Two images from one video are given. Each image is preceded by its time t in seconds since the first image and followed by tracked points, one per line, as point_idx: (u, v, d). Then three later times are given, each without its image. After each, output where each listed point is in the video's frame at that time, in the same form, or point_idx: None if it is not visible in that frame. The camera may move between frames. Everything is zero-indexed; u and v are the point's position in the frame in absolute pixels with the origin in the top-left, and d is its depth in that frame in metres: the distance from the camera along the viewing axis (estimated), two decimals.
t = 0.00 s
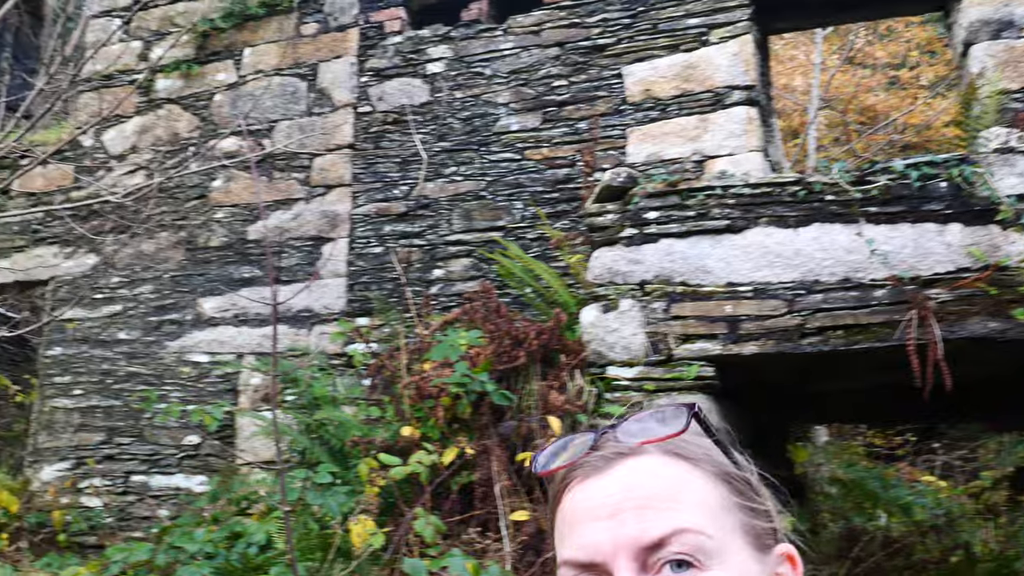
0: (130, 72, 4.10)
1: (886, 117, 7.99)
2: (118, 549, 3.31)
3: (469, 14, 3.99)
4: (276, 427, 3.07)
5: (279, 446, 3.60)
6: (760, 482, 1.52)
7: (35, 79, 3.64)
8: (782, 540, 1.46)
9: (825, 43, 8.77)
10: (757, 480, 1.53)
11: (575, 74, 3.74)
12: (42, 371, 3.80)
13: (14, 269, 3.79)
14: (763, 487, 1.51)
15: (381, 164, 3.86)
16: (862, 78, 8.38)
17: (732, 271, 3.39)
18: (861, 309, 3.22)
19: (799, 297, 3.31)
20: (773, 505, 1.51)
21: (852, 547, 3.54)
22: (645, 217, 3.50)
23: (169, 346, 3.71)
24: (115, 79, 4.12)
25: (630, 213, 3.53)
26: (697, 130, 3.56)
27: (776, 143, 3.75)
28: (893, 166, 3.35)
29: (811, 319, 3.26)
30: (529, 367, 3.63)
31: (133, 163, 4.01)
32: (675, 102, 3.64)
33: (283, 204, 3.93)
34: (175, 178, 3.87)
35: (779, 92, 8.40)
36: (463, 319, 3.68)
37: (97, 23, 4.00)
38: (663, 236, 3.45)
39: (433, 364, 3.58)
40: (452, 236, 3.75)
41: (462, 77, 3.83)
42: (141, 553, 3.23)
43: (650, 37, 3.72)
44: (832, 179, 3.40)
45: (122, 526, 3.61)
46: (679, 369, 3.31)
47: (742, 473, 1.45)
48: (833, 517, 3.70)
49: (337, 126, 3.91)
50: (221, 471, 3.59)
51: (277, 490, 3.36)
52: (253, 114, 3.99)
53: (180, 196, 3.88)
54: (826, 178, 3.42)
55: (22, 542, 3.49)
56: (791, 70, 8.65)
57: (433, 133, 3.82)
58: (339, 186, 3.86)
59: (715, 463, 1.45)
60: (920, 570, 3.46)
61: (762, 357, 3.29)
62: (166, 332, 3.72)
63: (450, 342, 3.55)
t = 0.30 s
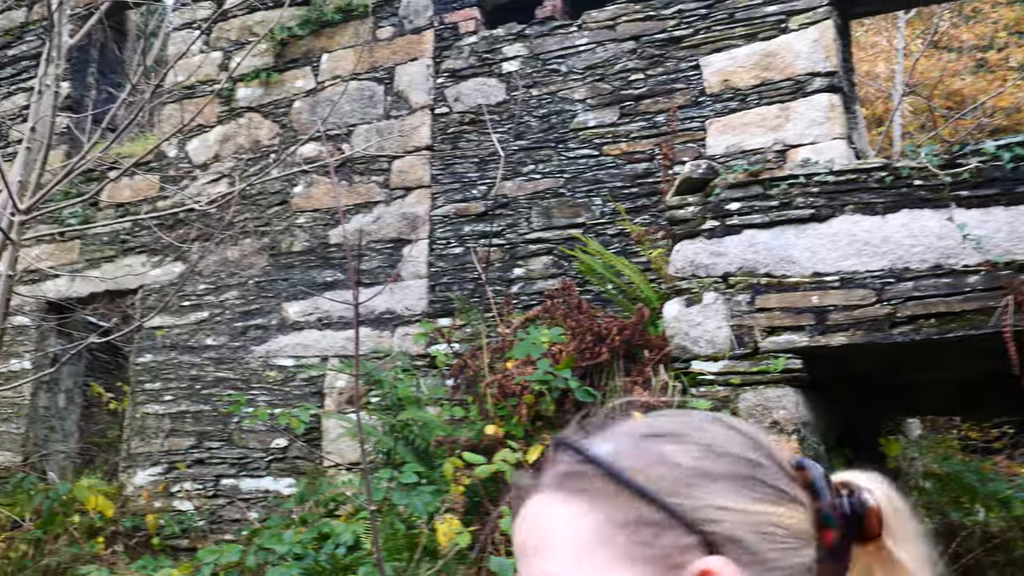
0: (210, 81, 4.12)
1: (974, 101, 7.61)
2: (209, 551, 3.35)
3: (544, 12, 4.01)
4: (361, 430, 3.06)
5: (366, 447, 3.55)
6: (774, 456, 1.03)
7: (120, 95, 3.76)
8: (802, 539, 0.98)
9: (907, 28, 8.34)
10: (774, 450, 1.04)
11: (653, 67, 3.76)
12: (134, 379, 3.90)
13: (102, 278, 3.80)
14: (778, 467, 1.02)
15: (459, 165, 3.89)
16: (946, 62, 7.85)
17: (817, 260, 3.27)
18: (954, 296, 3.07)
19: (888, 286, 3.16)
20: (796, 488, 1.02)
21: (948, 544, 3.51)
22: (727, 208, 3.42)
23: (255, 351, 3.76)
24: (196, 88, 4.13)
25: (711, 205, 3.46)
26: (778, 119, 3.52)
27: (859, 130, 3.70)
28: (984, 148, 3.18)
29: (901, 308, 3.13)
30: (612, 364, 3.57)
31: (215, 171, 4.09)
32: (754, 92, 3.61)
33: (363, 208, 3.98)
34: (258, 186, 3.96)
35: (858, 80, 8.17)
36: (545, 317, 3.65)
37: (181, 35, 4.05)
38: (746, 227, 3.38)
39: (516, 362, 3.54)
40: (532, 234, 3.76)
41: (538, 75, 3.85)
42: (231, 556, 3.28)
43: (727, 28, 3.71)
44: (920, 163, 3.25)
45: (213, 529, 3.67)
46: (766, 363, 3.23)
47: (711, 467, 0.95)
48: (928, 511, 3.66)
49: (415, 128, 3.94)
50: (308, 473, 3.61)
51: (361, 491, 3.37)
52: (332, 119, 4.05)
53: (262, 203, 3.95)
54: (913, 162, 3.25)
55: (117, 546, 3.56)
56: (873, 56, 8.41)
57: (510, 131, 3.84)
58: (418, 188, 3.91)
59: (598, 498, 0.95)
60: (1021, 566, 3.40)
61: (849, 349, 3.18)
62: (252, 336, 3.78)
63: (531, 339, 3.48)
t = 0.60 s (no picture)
0: (264, 90, 4.18)
1: None
2: (268, 553, 3.38)
3: (593, 12, 4.02)
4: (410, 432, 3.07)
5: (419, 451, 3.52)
6: (543, 470, 1.06)
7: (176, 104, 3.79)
8: (566, 549, 0.99)
9: (964, 18, 8.17)
10: (551, 458, 1.07)
11: (703, 65, 3.75)
12: (193, 384, 3.96)
13: (161, 285, 3.86)
14: (546, 483, 1.04)
15: (510, 167, 3.90)
16: (1006, 52, 7.69)
17: (874, 256, 3.20)
18: (1015, 291, 2.96)
19: (946, 282, 3.07)
20: (568, 495, 1.03)
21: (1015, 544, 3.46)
22: (781, 206, 3.38)
23: (311, 356, 3.80)
24: (250, 97, 4.19)
25: (764, 203, 3.42)
26: (831, 115, 3.48)
27: (915, 124, 3.65)
28: None
29: (960, 304, 3.03)
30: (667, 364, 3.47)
31: (270, 178, 4.14)
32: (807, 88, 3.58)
33: (416, 212, 4.01)
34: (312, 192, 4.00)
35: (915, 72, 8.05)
36: (598, 318, 3.63)
37: (234, 45, 4.15)
38: (800, 224, 3.32)
39: (570, 364, 3.51)
40: (585, 235, 3.76)
41: (589, 76, 3.86)
42: (289, 559, 3.31)
43: (779, 24, 3.68)
44: (978, 156, 3.14)
45: (272, 532, 3.69)
46: (822, 361, 3.19)
47: (467, 508, 1.06)
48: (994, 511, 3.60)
49: (466, 131, 3.96)
50: (364, 476, 3.61)
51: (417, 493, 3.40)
52: (384, 124, 4.08)
53: (316, 209, 4.00)
54: (971, 155, 3.16)
55: (178, 550, 3.61)
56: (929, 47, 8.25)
57: (562, 133, 3.85)
58: (470, 191, 3.92)
59: (401, 556, 1.16)
60: None
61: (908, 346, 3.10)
62: (308, 341, 3.83)
63: (585, 340, 3.47)
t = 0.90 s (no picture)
0: (308, 94, 4.22)
1: None
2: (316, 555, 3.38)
3: (635, 12, 4.01)
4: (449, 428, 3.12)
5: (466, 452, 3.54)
6: (443, 486, 1.27)
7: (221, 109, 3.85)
8: (458, 554, 1.17)
9: (1012, 10, 8.00)
10: (451, 476, 1.29)
11: (747, 63, 3.73)
12: (241, 387, 4.00)
13: (209, 289, 3.90)
14: (445, 498, 1.24)
15: (553, 168, 3.91)
16: None
17: (923, 253, 3.15)
18: None
19: (997, 279, 3.01)
20: (467, 505, 1.23)
21: None
22: (827, 203, 3.34)
23: (357, 358, 3.83)
24: (294, 102, 4.23)
25: (810, 200, 3.38)
26: (877, 110, 3.42)
27: (964, 118, 3.58)
28: None
29: (1012, 300, 2.96)
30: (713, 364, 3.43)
31: (315, 182, 4.18)
32: (852, 84, 3.53)
33: (460, 213, 4.03)
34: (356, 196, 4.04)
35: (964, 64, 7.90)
36: (643, 318, 3.60)
37: (278, 51, 4.20)
38: (847, 222, 3.28)
39: (616, 364, 3.49)
40: (629, 235, 3.75)
41: (631, 75, 3.86)
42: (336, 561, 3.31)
43: (823, 20, 3.65)
44: None
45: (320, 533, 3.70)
46: (871, 359, 3.15)
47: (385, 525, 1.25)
48: None
49: (508, 133, 3.97)
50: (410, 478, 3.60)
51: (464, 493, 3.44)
52: (427, 127, 4.10)
53: (361, 212, 4.04)
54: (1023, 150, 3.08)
55: (228, 551, 3.64)
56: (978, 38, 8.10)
57: (604, 133, 3.84)
58: (514, 192, 3.93)
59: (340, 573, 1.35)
60: None
61: (959, 344, 3.05)
62: (354, 343, 3.85)
63: (631, 341, 3.45)
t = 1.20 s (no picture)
0: (346, 97, 4.23)
1: None
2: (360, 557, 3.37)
3: (672, 9, 3.98)
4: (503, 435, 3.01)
5: (510, 452, 3.57)
6: (398, 509, 1.25)
7: (261, 113, 3.86)
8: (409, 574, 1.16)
9: None
10: (402, 500, 1.27)
11: (787, 59, 3.70)
12: (283, 389, 4.03)
13: (251, 292, 3.93)
14: (397, 520, 1.23)
15: (593, 167, 3.89)
16: None
17: (970, 249, 3.06)
18: None
19: None
20: (416, 527, 1.22)
21: None
22: (871, 199, 3.26)
23: (398, 359, 3.85)
24: (333, 105, 4.25)
25: (855, 196, 3.30)
26: (920, 104, 3.35)
27: (1010, 110, 3.50)
28: None
29: None
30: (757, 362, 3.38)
31: (354, 184, 4.20)
32: (893, 77, 3.45)
33: (499, 214, 4.03)
34: (396, 197, 4.06)
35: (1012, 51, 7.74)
36: (686, 317, 3.57)
37: (316, 54, 4.23)
38: (892, 217, 3.20)
39: (659, 363, 3.46)
40: (669, 233, 3.73)
41: (670, 73, 3.84)
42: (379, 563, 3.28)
43: (864, 13, 3.60)
44: None
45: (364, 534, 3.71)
46: (918, 357, 3.08)
47: (341, 546, 1.23)
48: None
49: (547, 132, 3.96)
50: (454, 478, 3.66)
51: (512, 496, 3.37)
52: (465, 127, 4.10)
53: (401, 213, 4.05)
54: None
55: (273, 552, 3.65)
56: None
57: (643, 131, 3.82)
58: (553, 192, 3.92)
59: None
60: None
61: (1010, 340, 2.95)
62: (395, 344, 3.87)
63: (674, 340, 3.42)
